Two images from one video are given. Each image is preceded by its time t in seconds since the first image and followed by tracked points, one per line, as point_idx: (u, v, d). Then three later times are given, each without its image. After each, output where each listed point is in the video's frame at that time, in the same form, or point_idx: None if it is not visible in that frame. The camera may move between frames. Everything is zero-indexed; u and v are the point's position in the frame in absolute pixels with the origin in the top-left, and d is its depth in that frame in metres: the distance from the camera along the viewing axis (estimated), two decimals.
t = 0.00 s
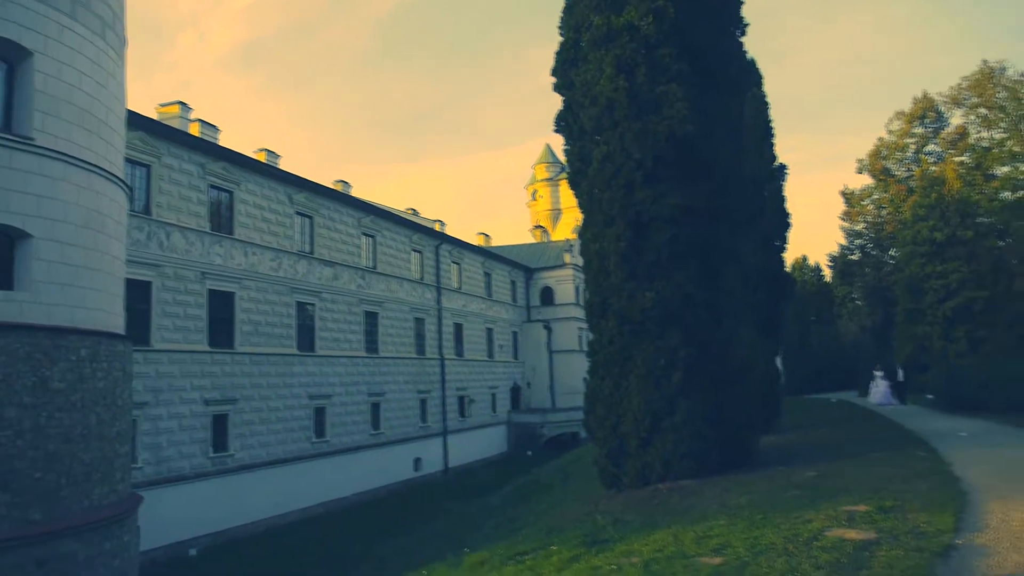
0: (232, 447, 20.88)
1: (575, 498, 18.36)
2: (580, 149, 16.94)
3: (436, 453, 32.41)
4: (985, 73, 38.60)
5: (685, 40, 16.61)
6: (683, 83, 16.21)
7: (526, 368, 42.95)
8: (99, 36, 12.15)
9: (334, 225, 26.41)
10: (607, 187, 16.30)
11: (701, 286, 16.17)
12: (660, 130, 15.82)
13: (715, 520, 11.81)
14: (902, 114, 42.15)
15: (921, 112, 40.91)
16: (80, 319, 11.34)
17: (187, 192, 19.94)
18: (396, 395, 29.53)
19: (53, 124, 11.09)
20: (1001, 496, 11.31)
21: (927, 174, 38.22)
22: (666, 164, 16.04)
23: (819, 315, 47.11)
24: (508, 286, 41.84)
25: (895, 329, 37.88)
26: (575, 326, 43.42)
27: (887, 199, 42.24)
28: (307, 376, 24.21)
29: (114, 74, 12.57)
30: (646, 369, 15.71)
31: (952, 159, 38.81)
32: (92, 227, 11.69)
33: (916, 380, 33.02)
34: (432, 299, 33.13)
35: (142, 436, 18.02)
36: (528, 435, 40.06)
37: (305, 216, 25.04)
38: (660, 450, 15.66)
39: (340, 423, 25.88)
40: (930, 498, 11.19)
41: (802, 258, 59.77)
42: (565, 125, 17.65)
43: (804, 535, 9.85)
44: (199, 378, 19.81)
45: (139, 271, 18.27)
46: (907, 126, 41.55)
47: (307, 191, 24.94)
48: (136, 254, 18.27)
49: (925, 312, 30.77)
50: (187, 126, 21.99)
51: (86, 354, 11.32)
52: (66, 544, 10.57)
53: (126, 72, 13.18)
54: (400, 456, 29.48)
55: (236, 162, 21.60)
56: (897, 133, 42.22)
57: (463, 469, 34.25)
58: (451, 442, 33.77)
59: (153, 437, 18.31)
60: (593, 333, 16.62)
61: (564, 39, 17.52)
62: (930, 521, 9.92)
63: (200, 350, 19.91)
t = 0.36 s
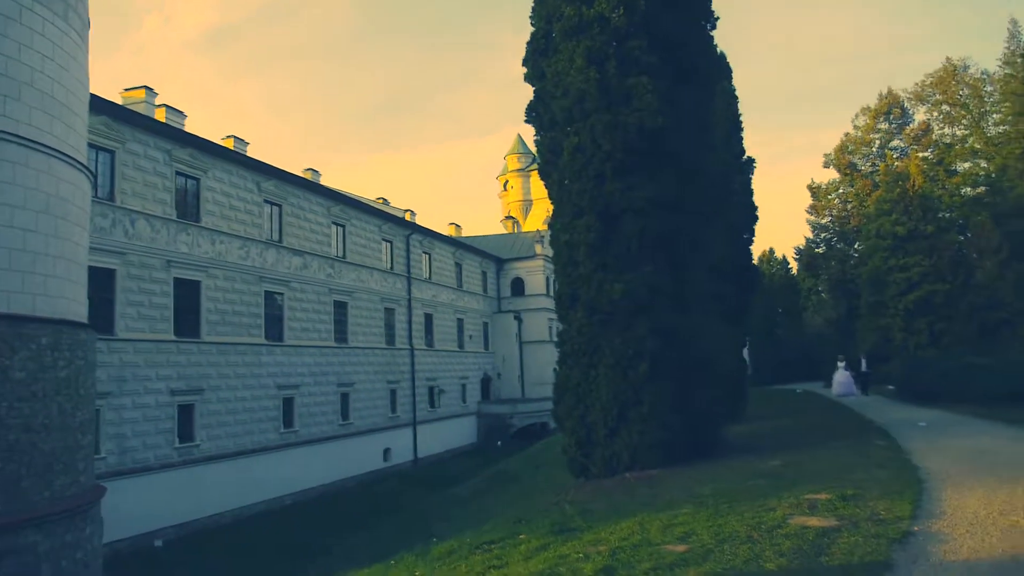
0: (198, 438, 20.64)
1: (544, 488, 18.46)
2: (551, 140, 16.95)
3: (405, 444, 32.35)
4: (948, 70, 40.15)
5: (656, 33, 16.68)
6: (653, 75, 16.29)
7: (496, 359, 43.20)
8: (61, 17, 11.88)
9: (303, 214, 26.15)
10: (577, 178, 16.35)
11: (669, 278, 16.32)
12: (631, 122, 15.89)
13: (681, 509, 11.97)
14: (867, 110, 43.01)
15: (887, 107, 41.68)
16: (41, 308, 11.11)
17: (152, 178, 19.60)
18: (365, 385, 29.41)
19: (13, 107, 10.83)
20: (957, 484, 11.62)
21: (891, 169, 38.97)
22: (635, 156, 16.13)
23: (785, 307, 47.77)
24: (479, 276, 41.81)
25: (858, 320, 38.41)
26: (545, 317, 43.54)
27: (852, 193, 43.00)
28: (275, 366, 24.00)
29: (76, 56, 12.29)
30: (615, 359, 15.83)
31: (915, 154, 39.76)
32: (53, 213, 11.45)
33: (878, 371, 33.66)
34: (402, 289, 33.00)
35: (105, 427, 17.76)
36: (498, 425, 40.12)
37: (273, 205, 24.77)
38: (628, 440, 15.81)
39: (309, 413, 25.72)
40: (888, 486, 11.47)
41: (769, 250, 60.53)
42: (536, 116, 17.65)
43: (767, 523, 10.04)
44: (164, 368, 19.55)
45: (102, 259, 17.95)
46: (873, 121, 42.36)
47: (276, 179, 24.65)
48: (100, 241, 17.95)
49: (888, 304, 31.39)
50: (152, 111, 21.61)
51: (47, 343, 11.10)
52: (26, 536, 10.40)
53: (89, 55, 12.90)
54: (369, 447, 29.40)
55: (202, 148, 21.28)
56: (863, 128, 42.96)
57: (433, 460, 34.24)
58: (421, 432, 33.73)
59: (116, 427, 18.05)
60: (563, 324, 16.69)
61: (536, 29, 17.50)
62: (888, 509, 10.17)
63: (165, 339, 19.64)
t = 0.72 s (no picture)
0: (166, 428, 20.41)
1: (516, 478, 18.54)
2: (525, 130, 16.93)
3: (378, 434, 32.26)
4: (916, 67, 40.88)
5: (630, 24, 16.71)
6: (627, 67, 16.34)
7: (469, 350, 43.19)
8: None
9: (275, 202, 25.88)
10: (550, 169, 16.37)
11: (642, 269, 16.43)
12: (604, 113, 15.93)
13: (650, 498, 12.10)
14: (837, 105, 43.52)
15: (857, 102, 42.22)
16: (6, 296, 10.89)
17: (119, 164, 19.27)
18: (337, 375, 29.27)
19: None
20: (919, 472, 11.87)
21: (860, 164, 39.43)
22: (609, 147, 16.17)
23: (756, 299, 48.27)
24: (452, 267, 41.71)
25: (827, 312, 39.24)
26: (519, 308, 43.61)
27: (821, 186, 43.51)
28: (245, 356, 23.78)
29: (41, 39, 12.03)
30: (587, 350, 15.93)
31: (884, 149, 40.37)
32: (17, 199, 11.22)
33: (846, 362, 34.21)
34: (375, 279, 32.83)
35: (72, 417, 17.50)
36: (471, 416, 40.12)
37: (244, 193, 24.47)
38: (600, 430, 15.94)
39: (280, 403, 25.53)
40: (854, 475, 11.68)
41: (740, 243, 61.14)
42: (510, 106, 17.62)
43: (735, 511, 10.18)
44: (132, 357, 19.28)
45: (68, 246, 17.64)
46: (843, 116, 42.85)
47: (247, 166, 24.35)
48: (65, 228, 17.62)
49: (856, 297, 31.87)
50: (120, 96, 21.22)
51: (10, 332, 10.89)
52: None
53: (54, 37, 12.62)
54: (341, 437, 29.28)
55: (172, 134, 20.96)
56: (833, 123, 43.51)
57: (405, 450, 34.19)
58: (394, 422, 33.67)
59: (83, 417, 17.79)
60: (536, 315, 16.72)
61: (510, 19, 17.43)
62: (853, 497, 10.37)
63: (133, 328, 19.36)
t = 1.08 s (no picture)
0: (138, 417, 20.19)
1: (490, 467, 18.60)
2: (502, 120, 16.91)
3: (353, 424, 32.17)
4: (890, 64, 41.30)
5: (609, 16, 16.74)
6: (605, 59, 16.37)
7: (445, 339, 42.93)
8: None
9: (249, 189, 25.61)
10: (528, 159, 16.36)
11: (617, 260, 16.51)
12: (582, 104, 15.95)
13: (623, 487, 12.22)
14: (812, 100, 43.75)
15: (832, 98, 42.40)
16: None
17: (91, 149, 18.97)
18: (312, 365, 29.12)
19: None
20: (885, 462, 12.11)
21: (835, 159, 39.81)
22: (586, 138, 16.21)
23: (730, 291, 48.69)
24: (429, 256, 41.59)
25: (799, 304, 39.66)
26: (496, 298, 43.64)
27: (796, 180, 43.72)
28: (219, 344, 23.58)
29: (9, 19, 11.79)
30: (562, 339, 16.01)
31: (858, 144, 40.74)
32: None
33: (818, 355, 34.67)
34: (351, 268, 32.66)
35: (41, 405, 17.27)
36: (447, 406, 40.11)
37: (219, 179, 24.20)
38: (574, 419, 16.05)
39: (254, 392, 25.36)
40: (822, 465, 11.89)
41: (715, 237, 61.63)
42: (488, 96, 17.58)
43: (706, 499, 10.32)
44: (103, 345, 19.04)
45: (37, 232, 17.35)
46: (817, 112, 43.07)
47: (222, 152, 24.08)
48: (35, 213, 17.33)
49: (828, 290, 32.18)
50: (91, 79, 20.85)
51: None
52: None
53: (22, 17, 12.35)
54: (316, 426, 29.17)
55: (145, 119, 20.66)
56: (808, 118, 43.76)
57: (380, 439, 34.14)
58: (369, 412, 33.60)
59: (53, 405, 17.56)
60: (512, 305, 16.75)
61: (489, 8, 17.36)
62: (821, 486, 10.55)
63: (105, 316, 19.11)
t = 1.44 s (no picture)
0: (116, 408, 20.00)
1: (472, 456, 18.66)
2: (483, 109, 16.85)
3: (334, 414, 32.08)
4: (869, 56, 41.60)
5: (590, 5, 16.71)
6: (586, 48, 16.36)
7: (427, 330, 42.90)
8: None
9: (229, 177, 25.35)
10: (509, 149, 16.33)
11: (598, 249, 16.56)
12: (564, 94, 15.93)
13: (603, 475, 12.29)
14: (792, 92, 43.95)
15: (812, 90, 42.82)
16: None
17: (66, 136, 18.70)
18: (293, 355, 28.97)
19: None
20: (861, 450, 12.27)
21: (814, 150, 40.10)
22: (567, 128, 16.20)
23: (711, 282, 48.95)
24: (411, 246, 41.46)
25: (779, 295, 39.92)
26: (478, 288, 43.59)
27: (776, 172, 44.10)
28: (199, 335, 23.39)
29: None
30: (543, 329, 16.02)
31: (837, 136, 40.82)
32: None
33: (797, 344, 35.01)
34: (332, 258, 32.47)
35: (16, 396, 17.06)
36: (429, 396, 40.07)
37: (197, 168, 23.94)
38: (555, 408, 16.11)
39: (234, 383, 25.20)
40: (799, 453, 12.04)
41: (697, 228, 61.88)
42: (469, 85, 17.51)
43: (685, 487, 10.42)
44: (80, 335, 18.83)
45: (12, 221, 17.11)
46: (798, 104, 43.28)
47: (200, 141, 23.81)
48: (9, 202, 17.08)
49: (807, 280, 32.40)
50: (66, 65, 20.53)
51: None
52: None
53: None
54: (297, 416, 29.06)
55: (122, 106, 20.38)
56: (789, 110, 44.15)
57: (362, 429, 34.09)
58: (351, 402, 33.52)
59: (28, 397, 17.37)
60: (493, 295, 16.74)
61: None
62: (798, 473, 10.68)
63: (82, 306, 18.89)
